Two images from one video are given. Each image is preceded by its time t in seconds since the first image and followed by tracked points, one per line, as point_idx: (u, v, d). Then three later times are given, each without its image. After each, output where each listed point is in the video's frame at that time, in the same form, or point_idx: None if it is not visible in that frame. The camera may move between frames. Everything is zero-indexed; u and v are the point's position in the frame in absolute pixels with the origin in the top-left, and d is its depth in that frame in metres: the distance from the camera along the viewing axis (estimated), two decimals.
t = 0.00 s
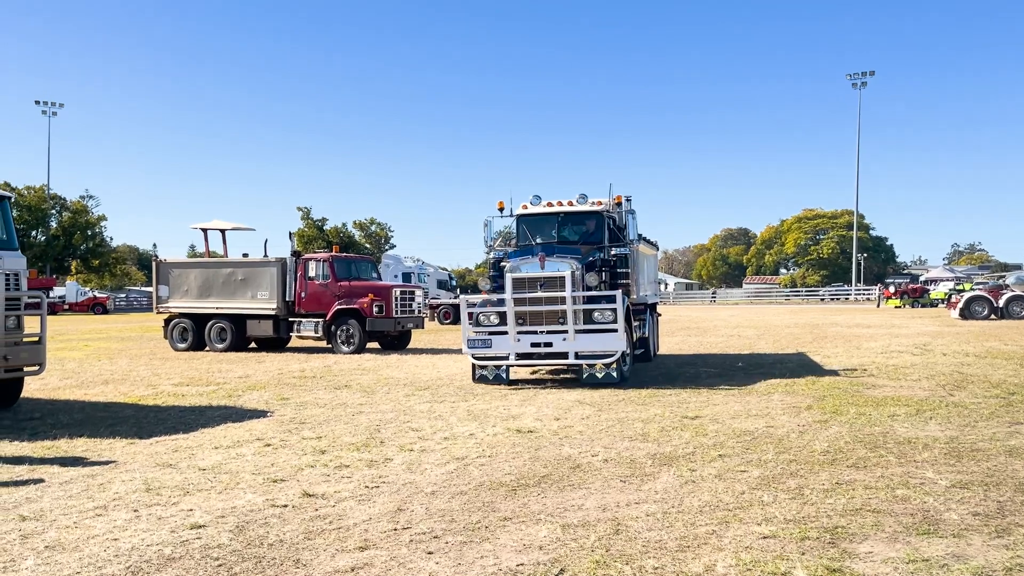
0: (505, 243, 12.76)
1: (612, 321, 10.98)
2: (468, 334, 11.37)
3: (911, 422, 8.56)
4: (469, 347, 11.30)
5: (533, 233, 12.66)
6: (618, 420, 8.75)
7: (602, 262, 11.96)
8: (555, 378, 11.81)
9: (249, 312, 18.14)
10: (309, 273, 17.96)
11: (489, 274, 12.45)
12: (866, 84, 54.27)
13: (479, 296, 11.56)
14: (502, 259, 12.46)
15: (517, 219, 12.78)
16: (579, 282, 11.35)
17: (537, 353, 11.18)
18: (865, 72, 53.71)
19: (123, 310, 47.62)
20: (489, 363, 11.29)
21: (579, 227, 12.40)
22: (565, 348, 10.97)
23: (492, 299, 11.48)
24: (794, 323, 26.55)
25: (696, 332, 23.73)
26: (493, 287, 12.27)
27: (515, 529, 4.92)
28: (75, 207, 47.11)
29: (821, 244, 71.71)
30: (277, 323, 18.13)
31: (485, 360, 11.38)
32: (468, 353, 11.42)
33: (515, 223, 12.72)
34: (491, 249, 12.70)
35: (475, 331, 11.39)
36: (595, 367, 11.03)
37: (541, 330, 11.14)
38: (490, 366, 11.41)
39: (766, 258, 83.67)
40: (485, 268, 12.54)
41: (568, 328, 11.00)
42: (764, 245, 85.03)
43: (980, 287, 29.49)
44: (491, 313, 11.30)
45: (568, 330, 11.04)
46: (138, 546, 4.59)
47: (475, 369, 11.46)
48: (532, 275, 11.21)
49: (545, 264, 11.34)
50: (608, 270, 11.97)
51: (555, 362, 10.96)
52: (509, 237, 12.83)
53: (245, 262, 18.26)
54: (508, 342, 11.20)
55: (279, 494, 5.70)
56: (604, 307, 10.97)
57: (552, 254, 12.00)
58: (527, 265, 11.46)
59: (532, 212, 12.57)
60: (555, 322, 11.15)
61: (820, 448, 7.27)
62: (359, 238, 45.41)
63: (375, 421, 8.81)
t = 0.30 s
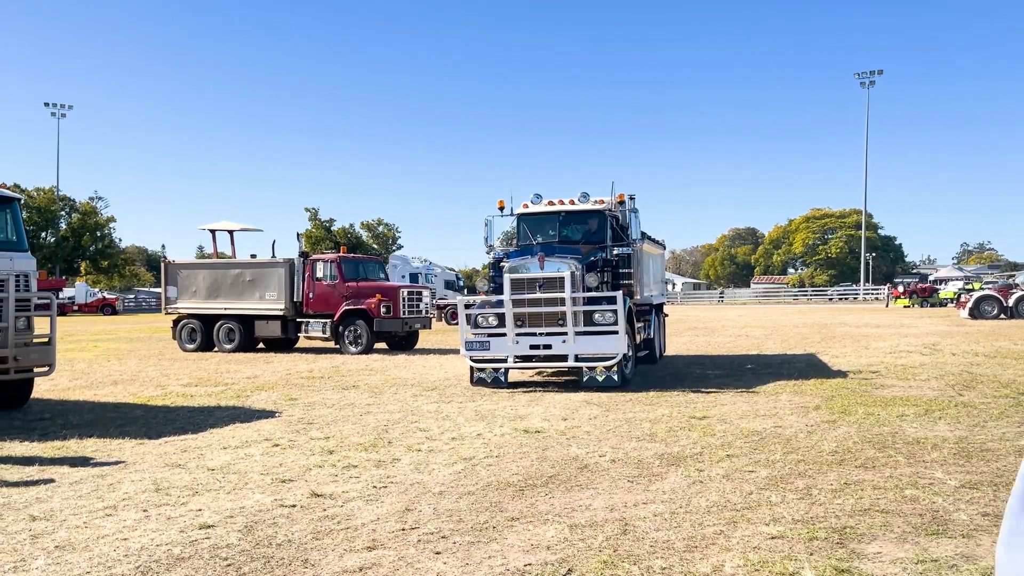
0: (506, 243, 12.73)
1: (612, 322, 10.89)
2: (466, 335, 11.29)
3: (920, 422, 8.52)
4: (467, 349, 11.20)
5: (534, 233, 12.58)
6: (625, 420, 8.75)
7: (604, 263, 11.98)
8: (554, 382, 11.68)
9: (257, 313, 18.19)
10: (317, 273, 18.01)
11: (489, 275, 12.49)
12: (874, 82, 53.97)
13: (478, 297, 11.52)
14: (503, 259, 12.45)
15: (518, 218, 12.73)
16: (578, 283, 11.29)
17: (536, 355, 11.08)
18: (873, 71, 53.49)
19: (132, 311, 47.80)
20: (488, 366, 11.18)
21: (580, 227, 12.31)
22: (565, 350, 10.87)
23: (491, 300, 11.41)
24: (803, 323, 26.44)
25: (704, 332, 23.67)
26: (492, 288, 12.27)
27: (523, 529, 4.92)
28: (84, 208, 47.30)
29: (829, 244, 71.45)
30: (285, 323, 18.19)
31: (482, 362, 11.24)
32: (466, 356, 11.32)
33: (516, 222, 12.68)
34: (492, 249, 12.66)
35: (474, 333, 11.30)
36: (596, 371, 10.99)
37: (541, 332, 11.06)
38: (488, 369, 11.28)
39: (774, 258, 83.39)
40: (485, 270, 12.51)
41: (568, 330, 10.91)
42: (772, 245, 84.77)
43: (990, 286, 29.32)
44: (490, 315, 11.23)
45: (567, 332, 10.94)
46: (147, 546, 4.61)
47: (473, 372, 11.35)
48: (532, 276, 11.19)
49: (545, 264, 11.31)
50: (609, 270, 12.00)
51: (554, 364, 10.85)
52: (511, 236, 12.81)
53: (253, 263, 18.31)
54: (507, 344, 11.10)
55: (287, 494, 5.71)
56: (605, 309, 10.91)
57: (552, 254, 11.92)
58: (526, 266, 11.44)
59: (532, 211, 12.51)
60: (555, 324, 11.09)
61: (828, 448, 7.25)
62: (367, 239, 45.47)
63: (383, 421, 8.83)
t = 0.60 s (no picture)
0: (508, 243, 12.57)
1: (613, 324, 10.70)
2: (465, 338, 11.18)
3: (930, 423, 8.48)
4: (465, 352, 11.08)
5: (535, 233, 12.31)
6: (634, 421, 8.74)
7: (607, 263, 11.81)
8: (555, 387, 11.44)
9: (266, 314, 18.27)
10: (326, 275, 18.05)
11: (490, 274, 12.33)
12: (883, 81, 53.68)
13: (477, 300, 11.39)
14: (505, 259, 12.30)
15: (518, 217, 12.45)
16: (578, 283, 11.00)
17: (535, 358, 10.92)
18: (882, 70, 53.29)
19: (142, 313, 48.06)
20: (487, 369, 11.05)
21: (583, 226, 12.03)
22: (565, 352, 10.71)
23: (490, 303, 11.27)
24: (812, 324, 26.35)
25: (713, 333, 23.62)
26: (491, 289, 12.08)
27: (531, 530, 4.92)
28: (94, 211, 47.60)
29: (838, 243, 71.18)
30: (294, 325, 18.26)
31: (480, 366, 11.09)
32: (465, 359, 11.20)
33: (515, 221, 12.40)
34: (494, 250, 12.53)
35: (473, 336, 11.18)
36: (597, 374, 10.77)
37: (540, 335, 10.90)
38: (486, 372, 11.13)
39: (784, 258, 83.13)
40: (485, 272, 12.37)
41: (568, 332, 10.76)
42: (781, 245, 84.54)
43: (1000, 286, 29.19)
44: (489, 317, 11.11)
45: (567, 334, 10.79)
46: (157, 546, 4.64)
47: (471, 376, 11.21)
48: (531, 277, 11.01)
49: (545, 265, 11.09)
50: (613, 270, 11.85)
51: (553, 367, 10.68)
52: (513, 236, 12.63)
53: (262, 264, 18.39)
54: (505, 347, 10.96)
55: (296, 495, 5.74)
56: (606, 311, 10.74)
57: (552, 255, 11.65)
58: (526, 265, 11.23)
59: (533, 211, 12.24)
60: (554, 327, 10.94)
61: (838, 449, 7.22)
62: (375, 240, 45.61)
63: (391, 422, 8.85)
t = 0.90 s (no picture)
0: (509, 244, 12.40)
1: (614, 326, 10.50)
2: (463, 341, 10.99)
3: (941, 424, 8.43)
4: (463, 355, 10.90)
5: (536, 233, 12.12)
6: (643, 422, 8.72)
7: (609, 264, 11.53)
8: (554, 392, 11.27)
9: (275, 316, 18.32)
10: (334, 276, 18.09)
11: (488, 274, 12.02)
12: (892, 79, 53.34)
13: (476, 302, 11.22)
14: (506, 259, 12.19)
15: (519, 217, 12.29)
16: (578, 285, 10.73)
17: (535, 362, 10.70)
18: (892, 69, 53.01)
19: (152, 315, 48.35)
20: (485, 373, 10.86)
21: (585, 226, 11.84)
22: (565, 356, 10.49)
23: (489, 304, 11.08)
24: (821, 324, 26.24)
25: (721, 333, 23.56)
26: (491, 290, 11.89)
27: (540, 532, 4.91)
28: (104, 212, 47.85)
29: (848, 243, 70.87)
30: (302, 326, 18.30)
31: (479, 369, 10.90)
32: (463, 362, 11.02)
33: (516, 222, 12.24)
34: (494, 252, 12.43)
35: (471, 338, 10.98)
36: (598, 378, 10.54)
37: (540, 337, 10.69)
38: (486, 376, 10.95)
39: (793, 258, 82.86)
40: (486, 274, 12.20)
41: (568, 335, 10.54)
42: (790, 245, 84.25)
43: (1011, 286, 29.03)
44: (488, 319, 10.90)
45: (568, 337, 10.58)
46: (168, 547, 4.65)
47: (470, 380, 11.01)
48: (530, 279, 10.74)
49: (545, 266, 10.82)
50: (615, 271, 11.57)
51: (553, 370, 10.47)
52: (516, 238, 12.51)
53: (271, 265, 18.44)
54: (504, 350, 10.76)
55: (305, 497, 5.74)
56: (607, 313, 10.53)
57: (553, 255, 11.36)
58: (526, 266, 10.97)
59: (534, 211, 12.06)
60: (554, 329, 10.72)
61: (848, 450, 7.18)
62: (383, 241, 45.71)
63: (400, 423, 8.85)
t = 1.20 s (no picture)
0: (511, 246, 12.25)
1: (617, 330, 10.23)
2: (462, 344, 10.78)
3: (952, 425, 8.38)
4: (463, 359, 10.70)
5: (537, 234, 11.95)
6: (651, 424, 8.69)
7: (612, 265, 11.33)
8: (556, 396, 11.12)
9: (284, 318, 18.37)
10: (343, 278, 18.13)
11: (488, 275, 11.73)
12: (900, 79, 53.04)
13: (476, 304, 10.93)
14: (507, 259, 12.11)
15: (520, 217, 12.13)
16: (578, 288, 10.39)
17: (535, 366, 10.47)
18: (900, 69, 52.76)
19: (161, 317, 48.56)
20: (485, 377, 10.67)
21: (588, 226, 11.65)
22: (566, 360, 10.25)
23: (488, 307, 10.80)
24: (831, 324, 26.16)
25: (730, 334, 23.49)
26: (491, 292, 11.64)
27: (549, 534, 4.91)
28: (113, 215, 48.06)
29: (857, 244, 70.58)
30: (311, 328, 18.35)
31: (478, 373, 10.71)
32: (462, 366, 10.82)
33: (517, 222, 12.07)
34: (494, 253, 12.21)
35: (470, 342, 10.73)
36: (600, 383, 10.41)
37: (540, 341, 10.42)
38: (485, 380, 10.76)
39: (801, 259, 82.61)
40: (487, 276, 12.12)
41: (570, 338, 10.28)
42: (798, 245, 83.97)
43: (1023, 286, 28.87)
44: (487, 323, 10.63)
45: (569, 341, 10.32)
46: (178, 549, 4.67)
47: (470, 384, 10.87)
48: (530, 281, 10.43)
49: (545, 268, 10.50)
50: (618, 273, 11.37)
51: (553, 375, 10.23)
52: (518, 239, 12.36)
53: (280, 268, 18.50)
54: (504, 353, 10.54)
55: (315, 498, 5.76)
56: (609, 315, 10.26)
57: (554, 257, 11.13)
58: (526, 268, 10.66)
59: (536, 211, 11.91)
60: (555, 332, 10.44)
61: (858, 452, 7.15)
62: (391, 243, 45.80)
63: (408, 425, 8.86)
